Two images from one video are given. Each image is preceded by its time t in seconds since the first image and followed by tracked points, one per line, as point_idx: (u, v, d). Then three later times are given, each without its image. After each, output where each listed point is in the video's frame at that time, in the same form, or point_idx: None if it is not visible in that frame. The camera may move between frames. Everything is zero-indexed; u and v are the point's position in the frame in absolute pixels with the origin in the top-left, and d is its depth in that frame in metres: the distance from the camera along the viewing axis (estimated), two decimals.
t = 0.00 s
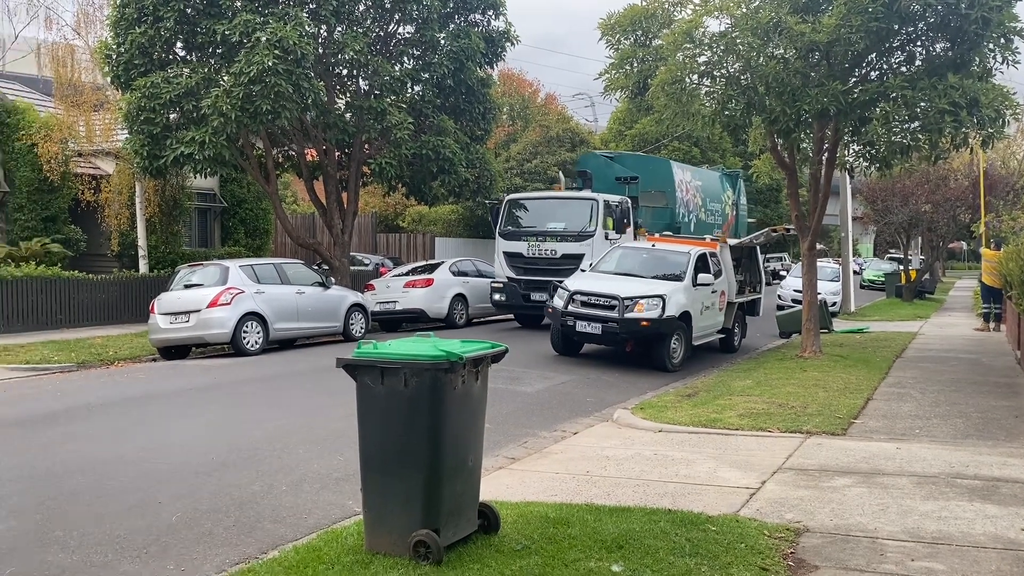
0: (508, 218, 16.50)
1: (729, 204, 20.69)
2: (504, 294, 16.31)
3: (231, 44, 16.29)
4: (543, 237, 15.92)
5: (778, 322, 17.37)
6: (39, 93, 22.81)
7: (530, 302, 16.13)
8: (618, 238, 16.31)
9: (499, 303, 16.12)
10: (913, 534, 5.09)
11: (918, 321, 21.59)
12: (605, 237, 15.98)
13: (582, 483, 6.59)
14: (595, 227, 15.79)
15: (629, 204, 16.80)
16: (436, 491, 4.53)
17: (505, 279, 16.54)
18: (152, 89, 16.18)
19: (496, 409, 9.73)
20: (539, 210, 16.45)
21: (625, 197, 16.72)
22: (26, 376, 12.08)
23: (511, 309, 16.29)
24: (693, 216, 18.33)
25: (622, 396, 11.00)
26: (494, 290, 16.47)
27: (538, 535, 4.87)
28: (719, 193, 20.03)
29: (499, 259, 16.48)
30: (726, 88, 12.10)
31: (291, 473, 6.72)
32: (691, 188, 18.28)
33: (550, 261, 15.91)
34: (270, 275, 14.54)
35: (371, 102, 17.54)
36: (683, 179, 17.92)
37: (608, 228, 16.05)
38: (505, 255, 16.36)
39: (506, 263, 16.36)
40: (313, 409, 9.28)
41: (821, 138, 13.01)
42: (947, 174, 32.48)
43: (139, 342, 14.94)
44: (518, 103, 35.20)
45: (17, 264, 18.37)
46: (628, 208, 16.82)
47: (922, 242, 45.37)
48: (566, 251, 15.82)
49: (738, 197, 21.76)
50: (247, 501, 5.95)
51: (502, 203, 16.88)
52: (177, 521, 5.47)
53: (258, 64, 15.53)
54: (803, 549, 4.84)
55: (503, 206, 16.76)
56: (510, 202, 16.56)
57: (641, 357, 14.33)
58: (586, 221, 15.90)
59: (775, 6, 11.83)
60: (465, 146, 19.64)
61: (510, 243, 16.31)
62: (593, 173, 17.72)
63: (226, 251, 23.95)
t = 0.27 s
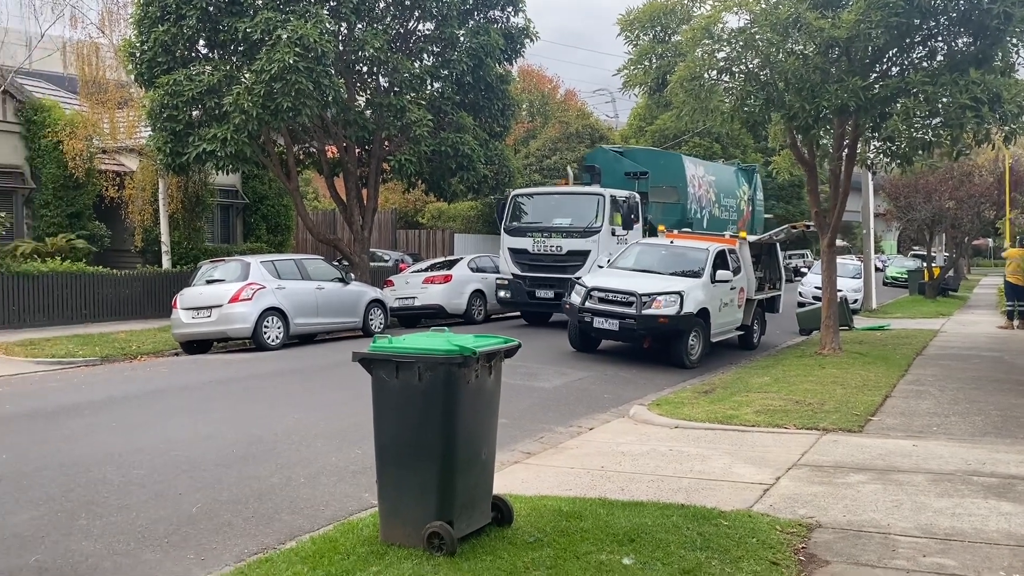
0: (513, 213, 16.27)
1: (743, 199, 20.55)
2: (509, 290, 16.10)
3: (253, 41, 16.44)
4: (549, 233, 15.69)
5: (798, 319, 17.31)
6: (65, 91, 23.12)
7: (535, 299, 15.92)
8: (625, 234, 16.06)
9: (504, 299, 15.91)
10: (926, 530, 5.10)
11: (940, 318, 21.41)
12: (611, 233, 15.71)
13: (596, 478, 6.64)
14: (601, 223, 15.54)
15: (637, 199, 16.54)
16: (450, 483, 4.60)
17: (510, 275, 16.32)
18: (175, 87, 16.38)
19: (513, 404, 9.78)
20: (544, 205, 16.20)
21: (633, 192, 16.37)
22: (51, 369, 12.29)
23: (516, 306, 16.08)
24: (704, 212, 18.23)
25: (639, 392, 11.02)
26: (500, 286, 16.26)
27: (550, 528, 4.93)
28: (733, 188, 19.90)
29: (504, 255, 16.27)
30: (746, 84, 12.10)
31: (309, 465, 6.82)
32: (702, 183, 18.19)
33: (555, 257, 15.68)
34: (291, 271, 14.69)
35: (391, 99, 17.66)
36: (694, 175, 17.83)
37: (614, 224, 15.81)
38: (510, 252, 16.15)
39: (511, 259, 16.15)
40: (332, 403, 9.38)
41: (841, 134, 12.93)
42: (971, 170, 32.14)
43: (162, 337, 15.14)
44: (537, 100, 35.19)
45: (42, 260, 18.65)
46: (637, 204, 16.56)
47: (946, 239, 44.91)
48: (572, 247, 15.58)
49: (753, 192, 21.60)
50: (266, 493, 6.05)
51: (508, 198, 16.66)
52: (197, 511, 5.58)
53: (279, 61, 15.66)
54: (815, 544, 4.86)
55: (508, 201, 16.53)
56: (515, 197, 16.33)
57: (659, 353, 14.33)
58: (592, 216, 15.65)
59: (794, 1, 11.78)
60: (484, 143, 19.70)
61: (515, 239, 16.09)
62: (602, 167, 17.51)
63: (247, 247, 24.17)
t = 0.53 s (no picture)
0: (518, 208, 15.93)
1: (758, 192, 20.30)
2: (514, 286, 15.75)
3: (275, 38, 16.61)
4: (554, 227, 15.34)
5: (818, 314, 17.26)
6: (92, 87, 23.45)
7: (541, 295, 15.56)
8: (632, 228, 15.71)
9: (509, 295, 15.54)
10: (938, 522, 5.13)
11: (964, 314, 21.24)
12: (618, 227, 15.36)
13: (612, 469, 6.71)
14: (608, 217, 15.21)
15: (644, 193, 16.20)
16: (466, 471, 4.70)
17: (515, 271, 15.97)
18: (199, 83, 16.59)
19: (531, 397, 9.87)
20: (550, 199, 15.87)
21: (642, 186, 16.03)
22: (79, 361, 12.53)
23: (522, 302, 15.73)
24: (718, 206, 17.87)
25: (657, 386, 11.07)
26: (504, 282, 15.90)
27: (564, 516, 5.01)
28: (748, 181, 19.62)
29: (509, 251, 15.92)
30: (765, 79, 12.06)
31: (330, 455, 6.94)
32: (717, 177, 17.77)
33: (561, 252, 15.32)
34: (313, 265, 14.86)
35: (411, 95, 17.80)
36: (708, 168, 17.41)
37: (621, 218, 15.46)
38: (515, 247, 15.80)
39: (516, 255, 15.80)
40: (352, 395, 9.51)
41: (862, 128, 12.88)
42: (997, 165, 31.80)
43: (186, 330, 15.37)
44: (558, 94, 35.16)
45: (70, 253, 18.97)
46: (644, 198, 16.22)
47: (971, 234, 44.45)
48: (578, 242, 15.22)
49: (770, 184, 21.30)
50: (288, 481, 6.18)
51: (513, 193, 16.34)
52: (221, 498, 5.72)
53: (302, 57, 15.82)
54: (827, 534, 4.92)
55: (513, 195, 16.20)
56: (519, 192, 16.01)
57: (678, 348, 14.36)
58: (599, 210, 15.30)
59: None
60: (504, 138, 19.78)
61: (519, 234, 15.74)
62: (612, 160, 17.06)
63: (270, 241, 24.42)
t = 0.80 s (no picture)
0: (525, 201, 15.75)
1: (775, 185, 20.05)
2: (520, 281, 15.61)
3: (297, 32, 16.70)
4: (561, 221, 15.16)
5: (841, 309, 17.15)
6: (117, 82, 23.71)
7: (547, 290, 15.41)
8: (642, 222, 15.42)
9: (515, 291, 15.42)
10: (960, 515, 5.13)
11: (991, 308, 21.02)
12: (627, 221, 15.09)
13: (632, 462, 6.74)
14: (616, 211, 14.94)
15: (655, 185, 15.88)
16: (488, 461, 4.74)
17: (522, 266, 15.82)
18: (222, 78, 16.73)
19: (551, 390, 9.91)
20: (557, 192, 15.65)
21: (652, 177, 15.69)
22: (106, 353, 12.72)
23: (528, 297, 15.59)
24: (733, 198, 17.65)
25: (678, 379, 11.08)
26: (511, 277, 15.77)
27: (585, 506, 5.05)
28: (764, 173, 19.39)
29: (516, 245, 15.77)
30: (788, 71, 12.00)
31: (352, 445, 7.02)
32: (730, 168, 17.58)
33: (568, 246, 15.12)
34: (335, 259, 14.97)
35: (432, 89, 17.85)
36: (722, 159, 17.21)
37: (630, 211, 15.19)
38: (522, 241, 15.65)
39: (523, 249, 15.66)
40: (374, 387, 9.59)
41: (886, 121, 12.79)
42: None
43: (211, 323, 15.54)
44: (579, 87, 34.98)
45: (96, 247, 19.21)
46: (655, 190, 15.89)
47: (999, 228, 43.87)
48: (585, 236, 15.04)
49: (788, 178, 21.04)
50: (312, 470, 6.27)
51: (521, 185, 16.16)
52: (247, 487, 5.82)
53: (324, 52, 15.91)
54: (847, 526, 4.92)
55: (521, 189, 16.02)
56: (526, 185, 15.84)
57: (699, 342, 14.34)
58: (607, 203, 15.05)
59: None
60: (525, 132, 19.78)
61: (526, 228, 15.57)
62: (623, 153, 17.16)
63: (293, 236, 24.60)
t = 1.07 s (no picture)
0: (531, 195, 15.57)
1: (788, 179, 19.81)
2: (526, 277, 15.51)
3: (317, 30, 16.82)
4: (567, 216, 14.99)
5: (861, 304, 17.11)
6: (139, 80, 23.94)
7: (553, 287, 15.31)
8: (649, 217, 15.21)
9: (520, 287, 15.34)
10: (982, 509, 5.16)
11: (1012, 304, 20.89)
12: (634, 216, 14.90)
13: (654, 456, 6.80)
14: (623, 206, 14.76)
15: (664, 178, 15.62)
16: (513, 454, 4.82)
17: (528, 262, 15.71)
18: (244, 76, 16.90)
19: (572, 385, 9.98)
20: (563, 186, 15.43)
21: (660, 171, 15.40)
22: (131, 348, 12.91)
23: (534, 293, 15.50)
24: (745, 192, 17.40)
25: (698, 375, 11.11)
26: (517, 273, 15.68)
27: (608, 499, 5.12)
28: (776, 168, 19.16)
29: (523, 240, 15.64)
30: (808, 67, 11.98)
31: (376, 439, 7.12)
32: (743, 162, 17.32)
33: (574, 242, 14.98)
34: (356, 255, 15.07)
35: (450, 86, 17.93)
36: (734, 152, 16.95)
37: (638, 206, 14.98)
38: (528, 236, 15.51)
39: (529, 244, 15.53)
40: (395, 381, 9.69)
41: (907, 116, 12.75)
42: None
43: (233, 318, 15.71)
44: (597, 82, 34.89)
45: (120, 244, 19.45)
46: (664, 184, 15.62)
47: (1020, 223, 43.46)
48: (592, 232, 14.87)
49: (801, 172, 20.79)
50: (337, 463, 6.37)
51: (527, 179, 15.95)
52: (275, 479, 5.93)
53: (344, 49, 16.03)
54: (869, 520, 4.96)
55: (527, 182, 15.83)
56: (531, 178, 15.62)
57: (719, 338, 14.36)
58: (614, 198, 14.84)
59: None
60: (543, 127, 19.82)
61: (532, 223, 15.42)
62: (632, 145, 16.78)
63: (313, 232, 24.78)
